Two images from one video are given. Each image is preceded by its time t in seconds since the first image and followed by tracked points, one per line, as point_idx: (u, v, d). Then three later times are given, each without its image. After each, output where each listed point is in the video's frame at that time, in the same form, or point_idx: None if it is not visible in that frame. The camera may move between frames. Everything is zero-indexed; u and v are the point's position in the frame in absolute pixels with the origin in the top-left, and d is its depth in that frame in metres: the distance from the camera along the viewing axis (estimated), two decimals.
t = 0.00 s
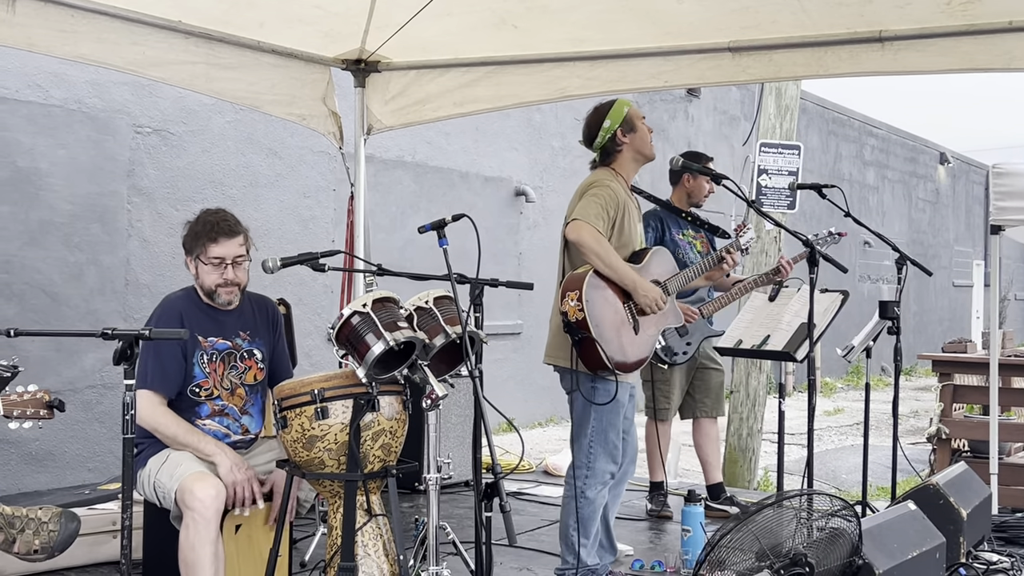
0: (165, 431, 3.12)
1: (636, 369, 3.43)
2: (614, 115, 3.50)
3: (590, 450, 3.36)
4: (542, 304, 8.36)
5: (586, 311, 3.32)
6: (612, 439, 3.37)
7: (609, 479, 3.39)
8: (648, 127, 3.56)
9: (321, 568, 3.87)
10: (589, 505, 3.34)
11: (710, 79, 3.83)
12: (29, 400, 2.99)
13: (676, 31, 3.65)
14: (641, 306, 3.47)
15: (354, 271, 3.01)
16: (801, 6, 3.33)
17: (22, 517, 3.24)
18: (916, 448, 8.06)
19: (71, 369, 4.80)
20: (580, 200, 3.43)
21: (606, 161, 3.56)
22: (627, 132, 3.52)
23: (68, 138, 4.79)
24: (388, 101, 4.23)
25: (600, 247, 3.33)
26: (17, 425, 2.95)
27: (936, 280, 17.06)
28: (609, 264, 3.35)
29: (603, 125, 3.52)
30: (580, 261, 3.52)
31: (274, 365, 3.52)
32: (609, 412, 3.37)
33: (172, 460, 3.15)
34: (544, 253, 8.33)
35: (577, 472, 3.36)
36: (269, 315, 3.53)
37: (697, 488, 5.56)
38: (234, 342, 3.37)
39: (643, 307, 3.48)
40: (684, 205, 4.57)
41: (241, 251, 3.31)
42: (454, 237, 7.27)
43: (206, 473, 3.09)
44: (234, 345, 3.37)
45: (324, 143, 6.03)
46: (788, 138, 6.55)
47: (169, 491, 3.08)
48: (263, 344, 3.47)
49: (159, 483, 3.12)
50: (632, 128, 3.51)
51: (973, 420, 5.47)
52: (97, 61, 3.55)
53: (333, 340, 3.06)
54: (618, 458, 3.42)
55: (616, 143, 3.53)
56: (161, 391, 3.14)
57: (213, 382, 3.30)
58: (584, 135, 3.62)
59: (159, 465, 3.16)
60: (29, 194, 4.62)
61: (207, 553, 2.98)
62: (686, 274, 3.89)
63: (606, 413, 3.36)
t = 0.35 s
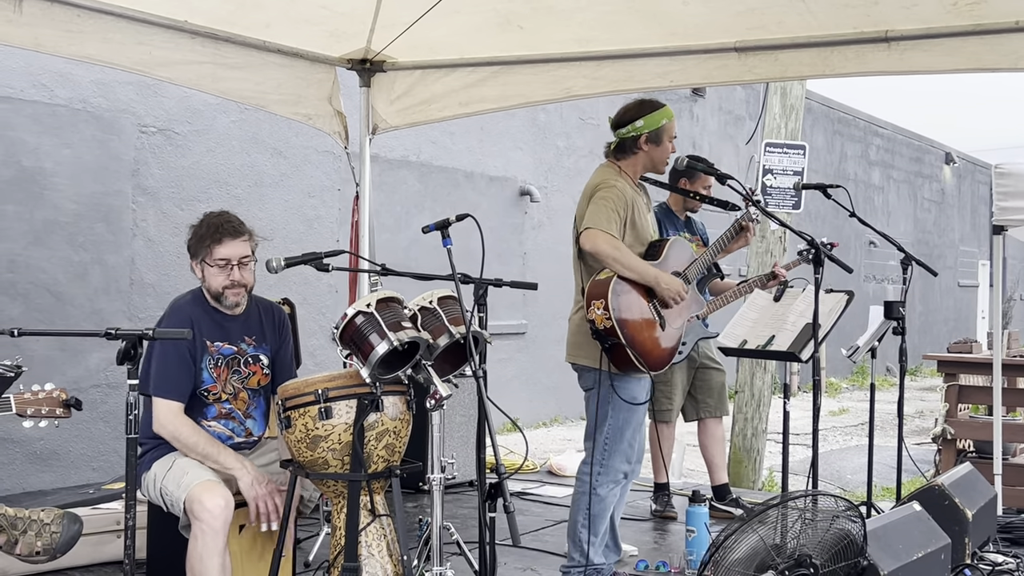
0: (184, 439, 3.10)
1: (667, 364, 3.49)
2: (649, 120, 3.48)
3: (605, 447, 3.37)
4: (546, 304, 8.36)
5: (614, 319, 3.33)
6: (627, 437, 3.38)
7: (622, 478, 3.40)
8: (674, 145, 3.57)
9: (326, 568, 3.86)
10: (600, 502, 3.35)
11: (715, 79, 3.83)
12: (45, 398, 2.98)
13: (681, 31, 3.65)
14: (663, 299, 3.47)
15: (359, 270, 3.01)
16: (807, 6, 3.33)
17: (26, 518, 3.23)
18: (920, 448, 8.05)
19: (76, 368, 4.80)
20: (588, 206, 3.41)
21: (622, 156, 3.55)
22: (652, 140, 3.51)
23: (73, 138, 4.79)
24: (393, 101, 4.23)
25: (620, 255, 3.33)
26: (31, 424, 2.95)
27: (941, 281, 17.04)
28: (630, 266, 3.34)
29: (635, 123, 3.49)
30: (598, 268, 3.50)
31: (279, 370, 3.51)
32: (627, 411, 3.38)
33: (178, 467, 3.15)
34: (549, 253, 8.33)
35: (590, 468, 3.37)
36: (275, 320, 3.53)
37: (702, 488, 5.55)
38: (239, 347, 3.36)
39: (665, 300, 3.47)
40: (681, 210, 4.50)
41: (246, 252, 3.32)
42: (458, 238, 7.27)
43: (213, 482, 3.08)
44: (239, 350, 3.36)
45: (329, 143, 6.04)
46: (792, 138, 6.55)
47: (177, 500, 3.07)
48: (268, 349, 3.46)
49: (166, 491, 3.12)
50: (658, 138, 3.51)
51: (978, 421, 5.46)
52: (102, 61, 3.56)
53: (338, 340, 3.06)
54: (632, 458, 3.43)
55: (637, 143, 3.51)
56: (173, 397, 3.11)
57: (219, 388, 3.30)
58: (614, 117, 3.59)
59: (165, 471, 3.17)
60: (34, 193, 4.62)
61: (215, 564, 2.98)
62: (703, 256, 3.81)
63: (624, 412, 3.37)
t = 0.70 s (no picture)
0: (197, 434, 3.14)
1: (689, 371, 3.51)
2: (652, 116, 3.49)
3: (625, 449, 3.38)
4: (553, 304, 8.35)
5: (632, 332, 3.34)
6: (646, 439, 3.39)
7: (639, 481, 3.41)
8: (678, 138, 3.57)
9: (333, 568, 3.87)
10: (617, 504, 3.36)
11: (722, 79, 3.82)
12: (62, 422, 3.07)
13: (688, 31, 3.64)
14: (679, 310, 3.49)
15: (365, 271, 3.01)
16: (814, 5, 3.33)
17: (36, 520, 3.37)
18: (928, 449, 8.03)
19: (83, 368, 4.81)
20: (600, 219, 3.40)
21: (631, 156, 3.54)
22: (659, 136, 3.52)
23: (81, 138, 4.80)
24: (400, 101, 4.23)
25: (634, 271, 3.33)
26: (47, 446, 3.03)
27: (948, 281, 17.00)
28: (644, 282, 3.34)
29: (640, 120, 3.50)
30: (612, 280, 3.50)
31: (288, 368, 3.52)
32: (648, 414, 3.39)
33: (188, 459, 3.15)
34: (556, 253, 8.32)
35: (608, 469, 3.38)
36: (281, 317, 3.52)
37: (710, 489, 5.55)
38: (252, 344, 3.36)
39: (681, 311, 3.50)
40: (694, 207, 4.52)
41: (253, 246, 3.33)
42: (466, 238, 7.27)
43: (222, 474, 3.08)
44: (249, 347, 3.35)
45: (335, 143, 6.04)
46: (800, 138, 6.54)
47: (184, 493, 3.08)
48: (277, 346, 3.45)
49: (175, 484, 3.12)
50: (664, 132, 3.53)
51: (987, 421, 5.45)
52: (110, 62, 3.56)
53: (344, 340, 3.06)
54: (650, 461, 3.44)
55: (645, 142, 3.51)
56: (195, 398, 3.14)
57: (235, 386, 3.30)
58: (614, 121, 3.58)
59: (174, 465, 3.16)
60: (42, 194, 4.63)
61: (224, 554, 2.99)
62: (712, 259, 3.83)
63: (646, 415, 3.38)
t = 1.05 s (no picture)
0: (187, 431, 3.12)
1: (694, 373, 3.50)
2: (665, 116, 3.48)
3: (632, 451, 3.37)
4: (562, 305, 8.35)
5: (639, 332, 3.35)
6: (653, 441, 3.38)
7: (648, 482, 3.40)
8: (689, 139, 3.57)
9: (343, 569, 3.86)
10: (626, 506, 3.36)
11: (732, 80, 3.82)
12: (74, 400, 3.02)
13: (698, 31, 3.64)
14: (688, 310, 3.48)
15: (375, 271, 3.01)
16: (825, 4, 3.33)
17: (49, 521, 3.40)
18: (939, 449, 8.01)
19: (94, 369, 4.82)
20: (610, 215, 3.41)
21: (642, 154, 3.54)
22: (671, 136, 3.52)
23: (91, 139, 4.81)
24: (409, 102, 4.24)
25: (644, 270, 3.33)
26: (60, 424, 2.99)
27: (958, 281, 16.95)
28: (654, 281, 3.34)
29: (652, 120, 3.49)
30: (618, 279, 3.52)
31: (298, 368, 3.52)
32: (655, 417, 3.38)
33: (193, 466, 3.17)
34: (565, 253, 8.32)
35: (615, 471, 3.38)
36: (290, 320, 3.53)
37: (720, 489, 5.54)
38: (253, 345, 3.38)
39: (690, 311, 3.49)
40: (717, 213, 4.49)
41: (258, 255, 3.30)
42: (474, 238, 7.27)
43: (228, 483, 3.09)
44: (253, 348, 3.38)
45: (345, 144, 6.05)
46: (810, 138, 6.54)
47: (191, 500, 3.10)
48: (284, 347, 3.47)
49: (182, 491, 3.14)
50: (677, 133, 3.52)
51: (997, 422, 5.44)
52: (119, 63, 3.57)
53: (354, 340, 3.06)
54: (659, 462, 3.43)
55: (657, 140, 3.51)
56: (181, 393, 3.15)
57: (233, 384, 3.33)
58: (628, 119, 3.57)
59: (181, 471, 3.19)
60: (53, 195, 4.64)
61: (229, 565, 2.99)
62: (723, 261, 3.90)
63: (653, 417, 3.37)
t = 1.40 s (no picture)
0: (196, 435, 3.16)
1: (689, 377, 3.48)
2: (681, 116, 3.48)
3: (630, 452, 3.36)
4: (573, 307, 8.34)
5: (641, 329, 3.34)
6: (652, 442, 3.36)
7: (648, 483, 3.38)
8: (703, 142, 3.58)
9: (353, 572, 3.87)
10: (626, 507, 3.34)
11: (744, 82, 3.82)
12: (85, 405, 2.97)
13: (709, 30, 3.65)
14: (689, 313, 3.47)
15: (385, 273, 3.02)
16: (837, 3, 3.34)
17: (61, 522, 3.39)
18: (953, 451, 7.98)
19: (106, 372, 4.83)
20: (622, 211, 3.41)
21: (656, 154, 3.53)
22: (686, 137, 3.51)
23: (103, 143, 4.82)
24: (420, 105, 4.25)
25: (652, 266, 3.32)
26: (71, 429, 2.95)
27: (970, 282, 16.89)
28: (660, 279, 3.33)
29: (669, 120, 3.49)
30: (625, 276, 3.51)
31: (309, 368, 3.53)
32: (653, 416, 3.36)
33: (203, 466, 3.17)
34: (575, 255, 8.32)
35: (614, 473, 3.37)
36: (301, 319, 3.54)
37: (731, 492, 5.53)
38: (266, 347, 3.38)
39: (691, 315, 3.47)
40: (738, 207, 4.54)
41: (265, 253, 3.32)
42: (485, 241, 7.27)
43: (237, 481, 3.10)
44: (266, 350, 3.38)
45: (356, 147, 6.06)
46: (821, 139, 6.53)
47: (201, 499, 3.10)
48: (296, 347, 3.48)
49: (191, 490, 3.15)
50: (692, 134, 3.52)
51: (1010, 424, 5.42)
52: (132, 66, 3.58)
53: (364, 343, 3.07)
54: (659, 463, 3.41)
55: (672, 141, 3.51)
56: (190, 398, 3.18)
57: (245, 388, 3.32)
58: (642, 117, 3.57)
59: (191, 471, 3.19)
60: (65, 198, 4.66)
61: (240, 562, 3.00)
62: (728, 266, 3.98)
63: (650, 417, 3.36)
